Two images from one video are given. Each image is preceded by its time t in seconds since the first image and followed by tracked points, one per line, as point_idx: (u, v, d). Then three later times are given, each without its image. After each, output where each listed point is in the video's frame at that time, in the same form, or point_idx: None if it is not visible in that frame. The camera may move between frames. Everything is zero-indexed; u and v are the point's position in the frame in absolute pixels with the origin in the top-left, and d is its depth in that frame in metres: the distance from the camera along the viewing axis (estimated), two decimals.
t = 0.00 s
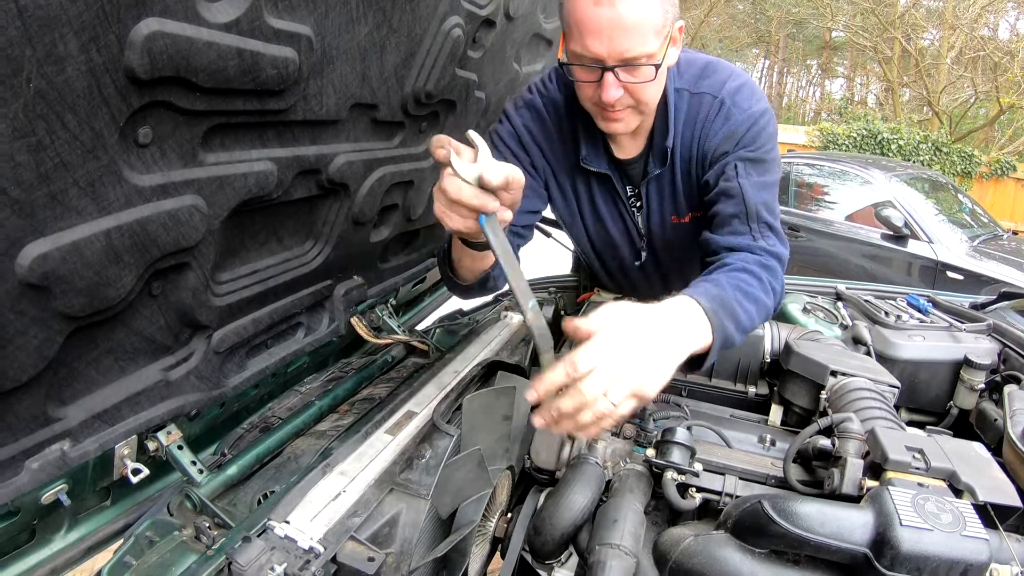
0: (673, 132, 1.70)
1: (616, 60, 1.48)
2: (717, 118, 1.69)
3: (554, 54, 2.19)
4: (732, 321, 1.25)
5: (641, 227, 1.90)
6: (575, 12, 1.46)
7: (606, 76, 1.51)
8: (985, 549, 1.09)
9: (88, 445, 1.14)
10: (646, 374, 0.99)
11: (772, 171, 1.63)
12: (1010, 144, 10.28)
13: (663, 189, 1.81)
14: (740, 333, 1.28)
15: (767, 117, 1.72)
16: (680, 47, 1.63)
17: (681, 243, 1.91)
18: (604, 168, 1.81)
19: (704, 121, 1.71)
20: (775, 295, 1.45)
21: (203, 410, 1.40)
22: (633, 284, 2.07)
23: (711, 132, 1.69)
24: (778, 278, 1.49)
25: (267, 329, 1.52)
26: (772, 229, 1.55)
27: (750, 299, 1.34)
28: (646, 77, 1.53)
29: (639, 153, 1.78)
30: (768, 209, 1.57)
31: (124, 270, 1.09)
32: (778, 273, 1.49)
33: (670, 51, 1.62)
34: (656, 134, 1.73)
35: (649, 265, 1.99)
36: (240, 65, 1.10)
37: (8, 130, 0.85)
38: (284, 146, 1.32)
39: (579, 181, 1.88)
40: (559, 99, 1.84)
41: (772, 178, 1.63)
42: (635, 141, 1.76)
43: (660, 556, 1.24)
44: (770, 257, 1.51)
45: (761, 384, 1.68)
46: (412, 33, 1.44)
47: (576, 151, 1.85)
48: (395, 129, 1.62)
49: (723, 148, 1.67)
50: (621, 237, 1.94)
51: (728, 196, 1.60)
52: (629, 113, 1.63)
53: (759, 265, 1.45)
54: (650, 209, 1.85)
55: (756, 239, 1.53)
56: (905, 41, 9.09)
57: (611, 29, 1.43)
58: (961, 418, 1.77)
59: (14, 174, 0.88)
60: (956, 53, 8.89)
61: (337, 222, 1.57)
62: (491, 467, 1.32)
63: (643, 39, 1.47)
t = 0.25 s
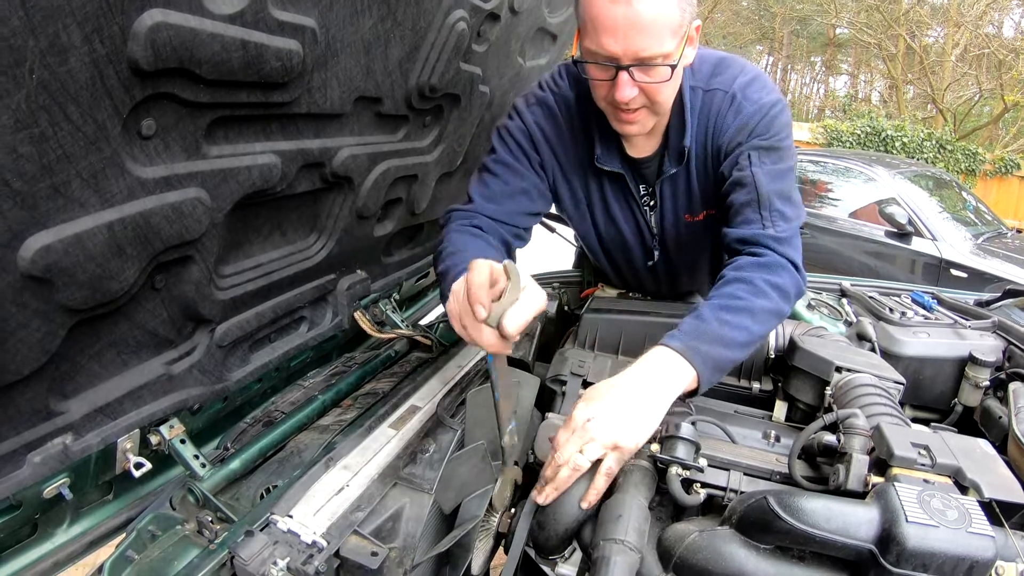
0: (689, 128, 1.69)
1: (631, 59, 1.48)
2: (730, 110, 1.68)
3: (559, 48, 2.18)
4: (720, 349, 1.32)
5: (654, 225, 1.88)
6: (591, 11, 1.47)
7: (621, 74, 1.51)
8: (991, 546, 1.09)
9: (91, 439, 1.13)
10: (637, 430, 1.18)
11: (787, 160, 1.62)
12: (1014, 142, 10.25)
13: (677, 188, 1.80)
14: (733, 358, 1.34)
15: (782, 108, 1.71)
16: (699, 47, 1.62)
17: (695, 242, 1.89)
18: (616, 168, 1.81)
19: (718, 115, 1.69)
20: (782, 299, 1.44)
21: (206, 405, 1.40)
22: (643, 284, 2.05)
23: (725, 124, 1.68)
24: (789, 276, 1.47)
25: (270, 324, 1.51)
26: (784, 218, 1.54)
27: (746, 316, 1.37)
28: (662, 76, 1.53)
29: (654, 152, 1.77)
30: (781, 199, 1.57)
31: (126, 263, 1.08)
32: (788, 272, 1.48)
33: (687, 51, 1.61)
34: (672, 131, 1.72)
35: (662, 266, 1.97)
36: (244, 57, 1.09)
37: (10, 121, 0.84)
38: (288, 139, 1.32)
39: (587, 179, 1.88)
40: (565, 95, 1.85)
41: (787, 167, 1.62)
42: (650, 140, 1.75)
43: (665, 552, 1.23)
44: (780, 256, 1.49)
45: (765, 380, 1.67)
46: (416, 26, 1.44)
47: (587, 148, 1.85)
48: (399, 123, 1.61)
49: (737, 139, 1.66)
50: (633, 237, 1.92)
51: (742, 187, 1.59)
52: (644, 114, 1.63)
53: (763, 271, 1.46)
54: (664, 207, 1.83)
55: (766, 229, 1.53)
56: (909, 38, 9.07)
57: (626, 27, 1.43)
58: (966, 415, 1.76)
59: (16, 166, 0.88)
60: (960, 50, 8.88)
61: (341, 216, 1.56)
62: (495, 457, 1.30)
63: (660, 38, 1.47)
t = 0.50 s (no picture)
0: (693, 123, 1.69)
1: (634, 54, 1.48)
2: (730, 102, 1.68)
3: (562, 44, 2.17)
4: (705, 351, 1.32)
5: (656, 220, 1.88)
6: (595, 4, 1.46)
7: (624, 69, 1.50)
8: (993, 545, 1.08)
9: (91, 434, 1.13)
10: (619, 444, 1.16)
11: (785, 150, 1.61)
12: (1017, 141, 10.23)
13: (681, 184, 1.80)
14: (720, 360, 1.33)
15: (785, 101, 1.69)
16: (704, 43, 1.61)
17: (698, 238, 1.89)
18: (623, 162, 1.80)
19: (717, 108, 1.69)
20: (768, 292, 1.43)
21: (207, 399, 1.39)
22: (645, 280, 2.06)
23: (724, 116, 1.68)
24: (775, 266, 1.47)
25: (271, 318, 1.51)
26: (774, 207, 1.54)
27: (732, 315, 1.37)
28: (665, 72, 1.52)
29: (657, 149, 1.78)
30: (774, 188, 1.56)
31: (127, 257, 1.08)
32: (774, 263, 1.47)
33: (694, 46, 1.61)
34: (676, 127, 1.72)
35: (664, 262, 1.97)
36: (245, 51, 1.08)
37: (10, 114, 0.84)
38: (290, 133, 1.31)
39: (589, 174, 1.88)
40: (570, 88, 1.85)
41: (785, 157, 1.61)
42: (655, 138, 1.75)
43: (666, 549, 1.23)
44: (767, 247, 1.49)
45: (767, 377, 1.67)
46: (419, 21, 1.43)
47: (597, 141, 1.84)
48: (401, 118, 1.60)
49: (735, 130, 1.65)
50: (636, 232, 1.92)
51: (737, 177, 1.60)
52: (648, 109, 1.62)
53: (748, 266, 1.45)
54: (667, 203, 1.84)
55: (754, 217, 1.53)
56: (913, 36, 9.03)
57: (629, 22, 1.43)
58: (968, 414, 1.76)
59: (16, 159, 0.87)
60: (963, 49, 8.89)
61: (343, 211, 1.56)
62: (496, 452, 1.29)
63: (663, 33, 1.46)
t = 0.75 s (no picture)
0: (700, 114, 1.68)
1: (636, 40, 1.47)
2: (734, 91, 1.67)
3: (567, 36, 2.15)
4: (709, 342, 1.30)
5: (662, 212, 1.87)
6: None
7: (626, 56, 1.50)
8: (1005, 542, 1.07)
9: (91, 426, 1.11)
10: (624, 440, 1.16)
11: (789, 137, 1.59)
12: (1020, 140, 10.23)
13: (688, 176, 1.79)
14: (724, 350, 1.32)
15: (790, 88, 1.67)
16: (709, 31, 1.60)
17: (705, 231, 1.88)
18: (630, 153, 1.79)
19: (722, 98, 1.68)
20: (773, 281, 1.41)
21: (209, 392, 1.38)
22: (651, 274, 2.05)
23: (729, 106, 1.67)
24: (778, 254, 1.45)
25: (274, 311, 1.49)
26: (777, 195, 1.53)
27: (736, 305, 1.35)
28: (668, 59, 1.51)
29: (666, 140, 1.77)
30: (778, 177, 1.55)
31: (128, 246, 1.06)
32: (778, 251, 1.45)
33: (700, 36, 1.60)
34: (683, 118, 1.71)
35: (671, 254, 1.96)
36: (249, 38, 1.07)
37: (9, 99, 0.83)
38: (294, 123, 1.29)
39: (597, 162, 1.87)
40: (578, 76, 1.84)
41: (790, 145, 1.58)
42: (661, 129, 1.75)
43: (674, 544, 1.22)
44: (770, 236, 1.47)
45: (773, 372, 1.66)
46: (424, 10, 1.42)
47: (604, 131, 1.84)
48: (405, 109, 1.59)
49: (739, 120, 1.64)
50: (643, 224, 1.90)
51: (741, 166, 1.58)
52: (651, 97, 1.61)
53: (751, 256, 1.43)
54: (674, 195, 1.82)
55: (757, 206, 1.51)
56: (918, 32, 9.04)
57: (631, 8, 1.42)
58: (975, 410, 1.75)
59: (16, 145, 0.86)
60: (968, 45, 8.90)
61: (347, 202, 1.54)
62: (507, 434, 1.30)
63: (665, 20, 1.45)
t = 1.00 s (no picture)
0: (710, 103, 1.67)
1: (647, 26, 1.47)
2: (742, 78, 1.66)
3: (573, 29, 2.14)
4: (717, 330, 1.27)
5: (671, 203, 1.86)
6: None
7: (637, 43, 1.49)
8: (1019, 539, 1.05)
9: (91, 418, 1.09)
10: (631, 433, 1.13)
11: (796, 124, 1.57)
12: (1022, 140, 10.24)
13: (696, 166, 1.77)
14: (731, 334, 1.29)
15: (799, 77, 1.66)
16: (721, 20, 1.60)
17: (712, 223, 1.87)
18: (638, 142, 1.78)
19: (729, 85, 1.67)
20: (776, 266, 1.39)
21: (210, 385, 1.36)
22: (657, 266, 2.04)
23: (735, 93, 1.66)
24: (781, 238, 1.43)
25: (277, 303, 1.47)
26: (781, 180, 1.51)
27: (741, 292, 1.33)
28: (680, 46, 1.51)
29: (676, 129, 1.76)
30: (783, 162, 1.53)
31: (129, 235, 1.04)
32: (780, 235, 1.44)
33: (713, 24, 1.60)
34: (694, 107, 1.70)
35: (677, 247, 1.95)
36: (254, 23, 1.05)
37: (8, 82, 0.81)
38: (298, 111, 1.28)
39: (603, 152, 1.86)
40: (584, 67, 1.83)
41: (796, 131, 1.57)
42: (671, 117, 1.74)
43: (682, 540, 1.20)
44: (774, 221, 1.46)
45: (779, 368, 1.65)
46: None
47: (611, 121, 1.83)
48: (410, 100, 1.57)
49: (745, 107, 1.63)
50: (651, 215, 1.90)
51: (746, 152, 1.57)
52: (661, 84, 1.60)
53: (755, 241, 1.42)
54: (682, 186, 1.81)
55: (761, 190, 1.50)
56: (921, 31, 9.03)
57: None
58: (982, 407, 1.74)
59: (15, 129, 0.84)
60: (971, 45, 8.90)
61: (351, 193, 1.52)
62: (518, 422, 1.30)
63: (677, 7, 1.45)
